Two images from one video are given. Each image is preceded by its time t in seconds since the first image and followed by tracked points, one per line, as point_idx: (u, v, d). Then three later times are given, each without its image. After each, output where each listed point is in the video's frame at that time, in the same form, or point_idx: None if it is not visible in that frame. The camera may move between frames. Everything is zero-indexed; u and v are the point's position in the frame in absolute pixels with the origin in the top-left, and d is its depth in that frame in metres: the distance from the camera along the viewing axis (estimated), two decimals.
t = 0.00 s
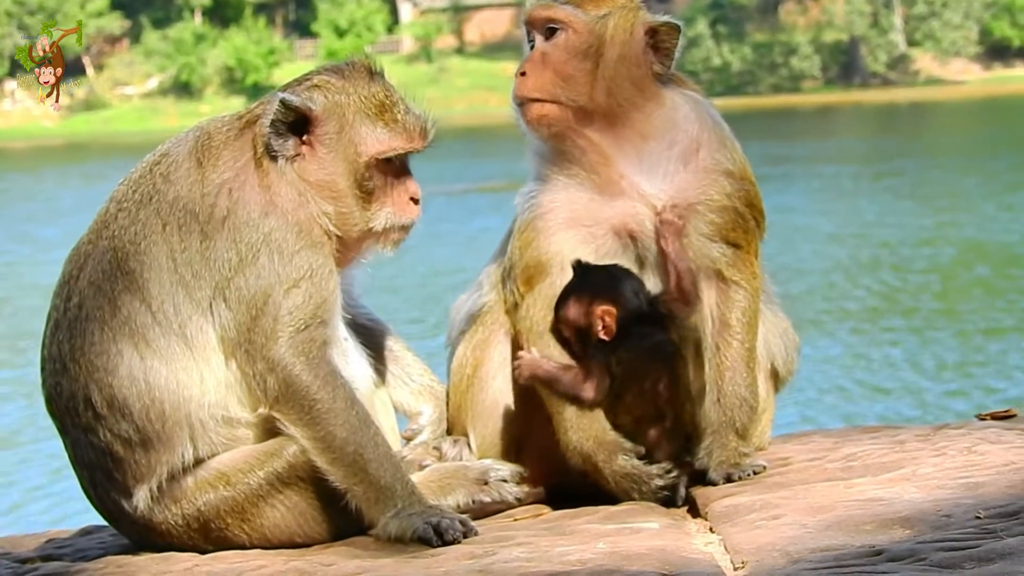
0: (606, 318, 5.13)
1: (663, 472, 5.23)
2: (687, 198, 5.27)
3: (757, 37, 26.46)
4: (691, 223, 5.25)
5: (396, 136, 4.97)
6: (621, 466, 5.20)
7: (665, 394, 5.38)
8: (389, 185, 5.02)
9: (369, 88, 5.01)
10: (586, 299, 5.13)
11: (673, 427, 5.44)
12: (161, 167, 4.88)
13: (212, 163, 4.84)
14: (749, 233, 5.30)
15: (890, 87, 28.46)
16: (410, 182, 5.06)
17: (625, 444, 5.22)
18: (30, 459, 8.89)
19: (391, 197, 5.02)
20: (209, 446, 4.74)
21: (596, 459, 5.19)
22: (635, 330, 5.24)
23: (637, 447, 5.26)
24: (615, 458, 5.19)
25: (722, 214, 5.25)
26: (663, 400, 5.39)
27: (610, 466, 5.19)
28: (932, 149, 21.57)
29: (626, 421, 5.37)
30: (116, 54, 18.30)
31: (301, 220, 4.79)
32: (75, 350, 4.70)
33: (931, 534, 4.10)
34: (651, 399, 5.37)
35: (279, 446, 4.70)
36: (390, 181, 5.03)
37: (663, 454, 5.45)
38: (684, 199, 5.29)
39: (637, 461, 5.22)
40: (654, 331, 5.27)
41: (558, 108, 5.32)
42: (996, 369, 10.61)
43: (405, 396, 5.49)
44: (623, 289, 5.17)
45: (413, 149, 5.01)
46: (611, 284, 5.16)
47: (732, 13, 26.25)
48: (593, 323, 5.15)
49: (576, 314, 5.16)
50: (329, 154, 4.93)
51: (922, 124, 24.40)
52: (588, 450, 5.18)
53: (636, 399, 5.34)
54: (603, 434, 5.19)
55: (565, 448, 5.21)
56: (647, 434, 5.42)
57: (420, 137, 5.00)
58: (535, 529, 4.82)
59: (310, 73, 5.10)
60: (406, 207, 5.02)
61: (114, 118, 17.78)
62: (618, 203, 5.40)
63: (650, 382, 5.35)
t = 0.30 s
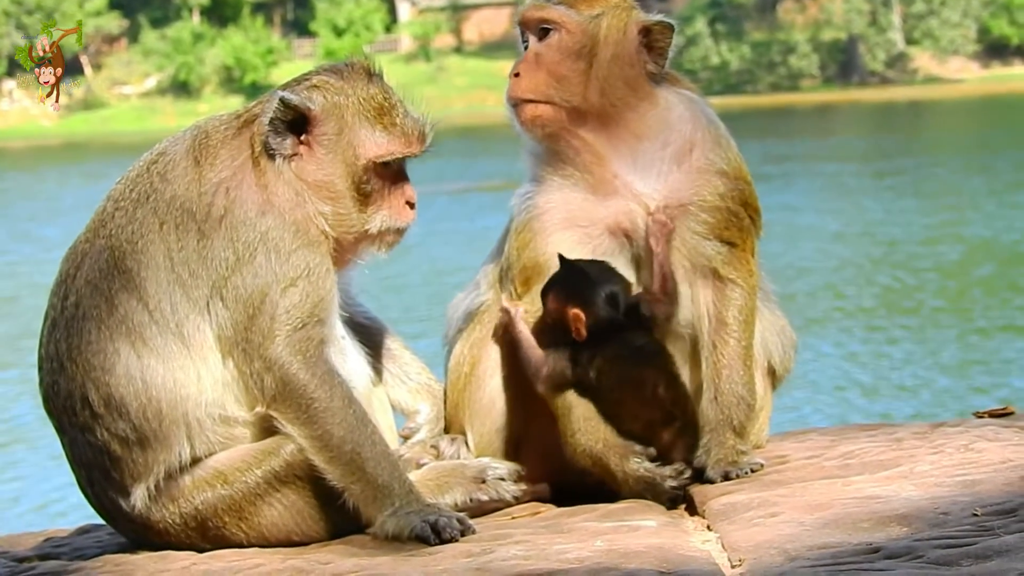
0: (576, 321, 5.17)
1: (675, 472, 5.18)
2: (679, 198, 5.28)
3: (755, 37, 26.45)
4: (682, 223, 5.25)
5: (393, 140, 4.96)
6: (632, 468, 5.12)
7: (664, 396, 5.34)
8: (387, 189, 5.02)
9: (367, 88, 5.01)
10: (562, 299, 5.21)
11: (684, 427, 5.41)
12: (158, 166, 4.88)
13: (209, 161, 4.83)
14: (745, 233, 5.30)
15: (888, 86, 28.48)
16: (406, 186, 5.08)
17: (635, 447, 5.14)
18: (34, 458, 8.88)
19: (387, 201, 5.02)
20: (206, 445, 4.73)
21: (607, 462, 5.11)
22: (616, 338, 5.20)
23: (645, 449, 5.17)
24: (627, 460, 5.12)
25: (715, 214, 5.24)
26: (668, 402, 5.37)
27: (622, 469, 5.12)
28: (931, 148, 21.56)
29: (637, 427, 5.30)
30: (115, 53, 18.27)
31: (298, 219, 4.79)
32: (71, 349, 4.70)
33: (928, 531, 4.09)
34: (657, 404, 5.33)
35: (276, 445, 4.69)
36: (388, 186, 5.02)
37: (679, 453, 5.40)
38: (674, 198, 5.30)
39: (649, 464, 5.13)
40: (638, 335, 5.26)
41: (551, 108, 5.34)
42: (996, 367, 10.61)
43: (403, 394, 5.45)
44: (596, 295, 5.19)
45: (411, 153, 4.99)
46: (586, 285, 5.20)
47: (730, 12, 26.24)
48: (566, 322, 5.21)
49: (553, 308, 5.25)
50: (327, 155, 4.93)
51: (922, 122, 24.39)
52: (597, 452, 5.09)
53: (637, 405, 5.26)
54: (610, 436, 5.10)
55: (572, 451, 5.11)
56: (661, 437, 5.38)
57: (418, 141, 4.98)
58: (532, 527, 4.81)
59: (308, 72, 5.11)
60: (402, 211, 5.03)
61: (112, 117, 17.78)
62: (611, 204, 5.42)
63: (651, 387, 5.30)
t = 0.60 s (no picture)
0: (604, 301, 5.12)
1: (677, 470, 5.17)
2: (674, 198, 5.29)
3: (751, 35, 26.47)
4: (678, 223, 5.25)
5: (393, 134, 4.97)
6: (633, 468, 5.12)
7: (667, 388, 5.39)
8: (386, 186, 5.02)
9: (362, 83, 5.01)
10: (585, 281, 5.12)
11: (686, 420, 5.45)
12: (156, 163, 4.87)
13: (208, 158, 4.83)
14: (741, 231, 5.30)
15: (885, 84, 28.50)
16: (403, 183, 5.07)
17: (636, 446, 5.14)
18: (40, 456, 8.89)
19: (385, 198, 5.02)
20: (203, 442, 4.73)
21: (608, 463, 5.13)
22: (628, 321, 5.27)
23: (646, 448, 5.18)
24: (628, 460, 5.12)
25: (710, 211, 5.25)
26: (670, 395, 5.40)
27: (623, 469, 5.12)
28: (928, 146, 21.57)
29: (639, 421, 5.38)
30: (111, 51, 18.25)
31: (296, 216, 4.79)
32: (68, 346, 4.70)
33: (924, 531, 4.09)
34: (660, 397, 5.39)
35: (273, 443, 4.69)
36: (388, 182, 5.03)
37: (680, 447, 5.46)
38: (669, 197, 5.31)
39: (649, 463, 5.13)
40: (645, 324, 5.31)
41: (545, 110, 5.34)
42: (995, 365, 10.61)
43: (399, 393, 5.47)
44: (614, 272, 5.19)
45: (412, 139, 5.01)
46: (603, 268, 5.17)
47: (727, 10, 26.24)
48: (588, 305, 5.12)
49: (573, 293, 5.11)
50: (324, 148, 4.93)
51: (919, 120, 24.41)
52: (598, 451, 5.12)
53: (641, 397, 5.34)
54: (611, 436, 5.13)
55: (573, 452, 5.15)
56: (662, 431, 5.45)
57: (415, 129, 5.01)
58: (528, 526, 4.81)
59: (304, 67, 5.12)
60: (400, 210, 5.03)
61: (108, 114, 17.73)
62: (604, 205, 5.42)
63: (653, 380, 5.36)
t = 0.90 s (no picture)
0: (586, 307, 5.12)
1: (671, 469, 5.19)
2: (669, 198, 5.29)
3: (749, 32, 26.48)
4: (674, 222, 5.26)
5: (395, 137, 4.97)
6: (628, 467, 5.14)
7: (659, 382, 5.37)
8: (384, 186, 5.03)
9: (365, 84, 5.03)
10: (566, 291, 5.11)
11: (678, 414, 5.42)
12: (154, 161, 4.87)
13: (206, 156, 4.83)
14: (738, 230, 5.31)
15: (883, 81, 28.53)
16: (401, 183, 5.07)
17: (631, 446, 5.17)
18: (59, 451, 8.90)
19: (383, 197, 5.03)
20: (200, 440, 4.73)
21: (603, 463, 5.14)
22: (615, 322, 5.23)
23: (643, 446, 5.21)
24: (623, 460, 5.14)
25: (706, 210, 5.25)
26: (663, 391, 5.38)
27: (617, 469, 5.14)
28: (925, 143, 21.58)
29: (632, 421, 5.37)
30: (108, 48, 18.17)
31: (294, 215, 4.79)
32: (65, 344, 4.70)
33: (921, 528, 4.10)
34: (650, 391, 5.36)
35: (269, 441, 4.69)
36: (385, 182, 5.03)
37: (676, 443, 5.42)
38: (664, 196, 5.31)
39: (645, 462, 5.15)
40: (630, 323, 5.26)
41: (542, 110, 5.34)
42: (995, 361, 10.60)
43: (395, 391, 5.46)
44: (595, 278, 5.19)
45: (411, 147, 5.01)
46: (582, 275, 5.17)
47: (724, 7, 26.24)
48: (571, 313, 5.11)
49: (553, 305, 5.12)
50: (325, 148, 4.93)
51: (917, 117, 24.42)
52: (592, 452, 5.14)
53: (631, 395, 5.33)
54: (607, 437, 5.16)
55: (569, 453, 5.16)
56: (654, 426, 5.40)
57: (416, 135, 5.00)
58: (525, 523, 4.81)
59: (306, 67, 5.13)
60: (398, 209, 5.03)
61: (106, 111, 17.65)
62: (600, 205, 5.40)
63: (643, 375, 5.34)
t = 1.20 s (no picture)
0: (571, 314, 5.16)
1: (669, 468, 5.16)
2: (663, 197, 5.30)
3: (746, 30, 26.47)
4: (669, 220, 5.29)
5: (395, 134, 4.98)
6: (624, 466, 5.11)
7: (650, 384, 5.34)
8: (382, 183, 5.03)
9: (366, 83, 5.02)
10: (547, 301, 5.15)
11: (672, 413, 5.40)
12: (150, 158, 4.87)
13: (202, 154, 4.83)
14: (733, 229, 5.32)
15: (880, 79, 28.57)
16: (398, 181, 5.08)
17: (628, 444, 5.14)
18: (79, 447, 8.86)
19: (381, 195, 5.03)
20: (195, 438, 4.73)
21: (600, 462, 5.11)
22: (601, 324, 5.26)
23: (639, 445, 5.19)
24: (619, 458, 5.11)
25: (701, 210, 5.27)
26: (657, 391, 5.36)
27: (614, 468, 5.11)
28: (922, 141, 21.60)
29: (625, 420, 5.32)
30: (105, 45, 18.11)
31: (291, 212, 4.79)
32: (61, 341, 4.69)
33: (916, 525, 4.10)
34: (642, 392, 5.33)
35: (265, 438, 4.69)
36: (383, 180, 5.04)
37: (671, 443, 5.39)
38: (659, 195, 5.32)
39: (641, 461, 5.13)
40: (618, 323, 5.29)
41: (538, 108, 5.35)
42: (994, 360, 10.61)
43: (391, 388, 5.46)
44: (576, 283, 5.21)
45: (409, 142, 5.01)
46: (562, 283, 5.20)
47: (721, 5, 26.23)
48: (557, 322, 5.16)
49: (539, 316, 5.16)
50: (324, 146, 4.93)
51: (914, 115, 24.44)
52: (589, 450, 5.11)
53: (624, 395, 5.29)
54: (605, 436, 5.13)
55: (566, 452, 5.13)
56: (650, 425, 5.37)
57: (415, 130, 5.01)
58: (521, 521, 4.81)
59: (307, 64, 5.12)
60: (395, 206, 5.03)
61: (102, 109, 17.60)
62: (596, 202, 5.41)
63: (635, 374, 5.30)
